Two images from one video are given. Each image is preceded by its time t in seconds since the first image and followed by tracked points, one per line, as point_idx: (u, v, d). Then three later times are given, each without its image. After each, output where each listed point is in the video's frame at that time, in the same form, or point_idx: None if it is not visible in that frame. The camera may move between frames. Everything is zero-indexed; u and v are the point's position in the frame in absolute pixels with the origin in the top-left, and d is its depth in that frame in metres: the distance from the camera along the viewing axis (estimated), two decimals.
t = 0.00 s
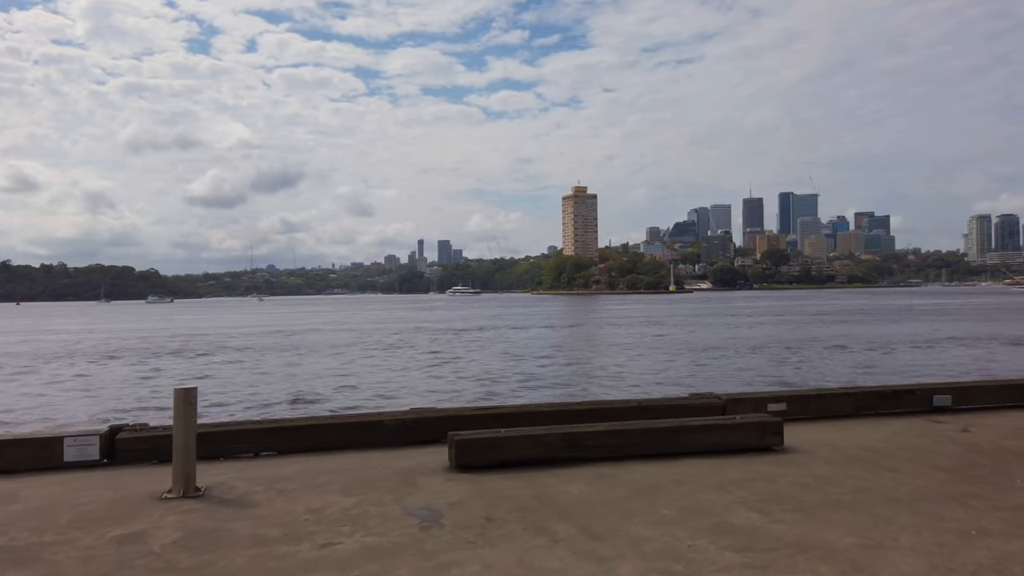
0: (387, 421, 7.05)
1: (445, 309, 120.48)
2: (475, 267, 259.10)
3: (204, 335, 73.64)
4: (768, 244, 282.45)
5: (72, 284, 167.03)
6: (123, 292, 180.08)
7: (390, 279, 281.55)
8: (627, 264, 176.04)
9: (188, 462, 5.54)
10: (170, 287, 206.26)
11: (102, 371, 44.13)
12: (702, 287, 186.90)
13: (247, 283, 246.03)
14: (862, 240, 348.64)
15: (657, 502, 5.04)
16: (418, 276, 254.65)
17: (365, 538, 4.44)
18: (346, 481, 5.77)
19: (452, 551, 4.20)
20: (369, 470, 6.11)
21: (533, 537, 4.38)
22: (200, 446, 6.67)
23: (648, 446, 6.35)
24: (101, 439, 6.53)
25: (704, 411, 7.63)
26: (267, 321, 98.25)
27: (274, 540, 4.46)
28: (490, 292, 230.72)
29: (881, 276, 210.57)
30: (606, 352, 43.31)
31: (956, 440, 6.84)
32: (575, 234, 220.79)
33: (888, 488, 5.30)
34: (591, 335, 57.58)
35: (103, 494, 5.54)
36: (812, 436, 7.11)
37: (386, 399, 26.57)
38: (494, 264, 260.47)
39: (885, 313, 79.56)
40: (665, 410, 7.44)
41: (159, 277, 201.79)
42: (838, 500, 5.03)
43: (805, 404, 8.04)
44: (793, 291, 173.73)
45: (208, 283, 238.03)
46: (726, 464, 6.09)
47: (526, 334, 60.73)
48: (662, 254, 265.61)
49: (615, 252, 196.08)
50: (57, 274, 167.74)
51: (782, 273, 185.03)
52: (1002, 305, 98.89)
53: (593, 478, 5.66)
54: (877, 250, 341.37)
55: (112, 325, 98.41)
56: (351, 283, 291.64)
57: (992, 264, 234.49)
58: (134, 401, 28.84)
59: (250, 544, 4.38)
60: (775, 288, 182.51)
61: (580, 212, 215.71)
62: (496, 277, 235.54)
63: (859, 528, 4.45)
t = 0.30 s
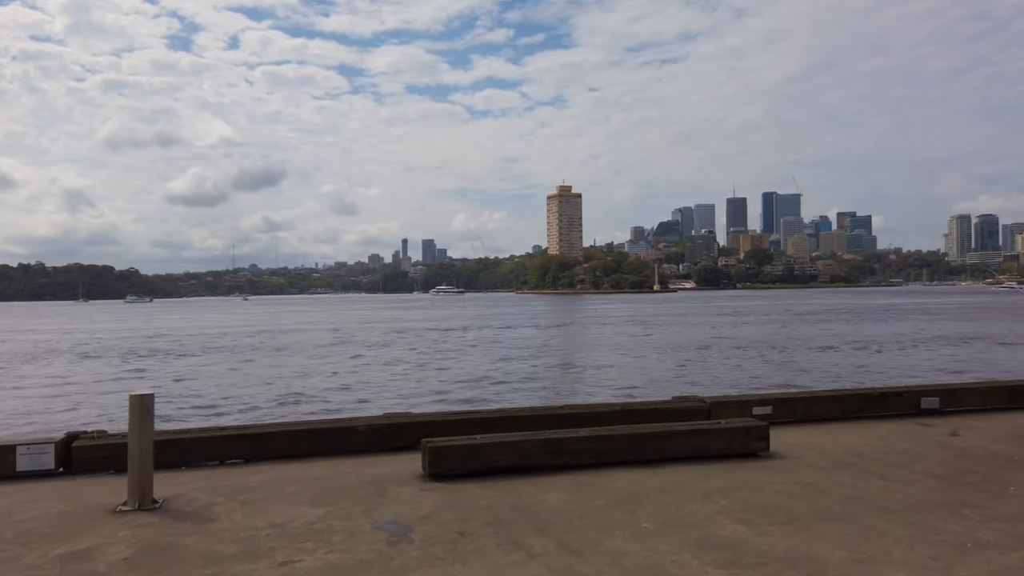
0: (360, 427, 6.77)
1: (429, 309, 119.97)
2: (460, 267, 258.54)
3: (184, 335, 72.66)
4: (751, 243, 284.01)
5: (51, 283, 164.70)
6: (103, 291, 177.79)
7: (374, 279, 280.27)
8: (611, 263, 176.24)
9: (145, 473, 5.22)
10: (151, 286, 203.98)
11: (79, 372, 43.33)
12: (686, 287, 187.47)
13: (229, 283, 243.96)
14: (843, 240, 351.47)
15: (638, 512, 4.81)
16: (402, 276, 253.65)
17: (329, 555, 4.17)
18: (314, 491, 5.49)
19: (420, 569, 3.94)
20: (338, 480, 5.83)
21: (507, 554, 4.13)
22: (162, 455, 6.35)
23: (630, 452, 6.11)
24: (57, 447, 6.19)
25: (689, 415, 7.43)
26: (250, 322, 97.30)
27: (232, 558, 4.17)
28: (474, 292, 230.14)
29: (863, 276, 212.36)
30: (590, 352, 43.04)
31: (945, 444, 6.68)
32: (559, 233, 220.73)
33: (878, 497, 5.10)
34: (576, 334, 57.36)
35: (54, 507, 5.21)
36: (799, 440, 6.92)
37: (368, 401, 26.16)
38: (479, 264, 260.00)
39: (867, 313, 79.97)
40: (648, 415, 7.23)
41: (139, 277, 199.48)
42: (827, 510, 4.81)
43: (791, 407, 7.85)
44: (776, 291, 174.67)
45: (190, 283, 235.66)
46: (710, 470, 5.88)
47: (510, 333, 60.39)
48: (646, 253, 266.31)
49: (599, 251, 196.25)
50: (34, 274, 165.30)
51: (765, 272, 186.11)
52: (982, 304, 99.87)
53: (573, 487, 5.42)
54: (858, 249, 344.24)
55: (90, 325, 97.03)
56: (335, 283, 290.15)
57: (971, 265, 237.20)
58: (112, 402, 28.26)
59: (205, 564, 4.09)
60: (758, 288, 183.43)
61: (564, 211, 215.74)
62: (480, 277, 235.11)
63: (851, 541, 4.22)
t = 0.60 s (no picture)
0: (337, 431, 6.50)
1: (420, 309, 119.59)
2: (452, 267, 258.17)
3: (172, 336, 72.04)
4: (742, 243, 284.78)
5: (39, 283, 163.41)
6: (91, 291, 176.56)
7: (365, 279, 279.60)
8: (603, 263, 176.27)
9: (104, 483, 4.95)
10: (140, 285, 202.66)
11: (64, 373, 42.81)
12: (677, 287, 187.72)
13: (220, 283, 242.82)
14: (833, 240, 352.70)
15: (625, 523, 4.56)
16: (394, 276, 253.07)
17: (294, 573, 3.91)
18: (285, 500, 5.23)
19: None
20: (311, 488, 5.56)
21: (483, 570, 3.88)
22: (127, 462, 6.06)
23: (618, 456, 5.88)
24: (16, 454, 5.89)
25: (678, 418, 7.22)
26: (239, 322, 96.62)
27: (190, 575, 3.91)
28: (466, 292, 229.81)
29: (852, 276, 213.35)
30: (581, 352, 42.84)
31: (941, 447, 6.48)
32: (550, 233, 220.68)
33: (878, 506, 4.87)
34: (567, 334, 57.17)
35: (8, 519, 4.95)
36: (792, 444, 6.70)
37: (357, 402, 25.84)
38: (471, 264, 259.77)
39: (858, 313, 80.06)
40: (635, 418, 7.00)
41: (129, 276, 198.11)
42: (823, 520, 4.58)
43: (783, 410, 7.65)
44: (767, 290, 175.18)
45: (180, 282, 234.41)
46: (700, 477, 5.65)
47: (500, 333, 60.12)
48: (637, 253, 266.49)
49: (590, 251, 196.37)
50: (22, 274, 163.95)
51: (755, 272, 186.69)
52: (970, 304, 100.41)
53: (558, 495, 5.17)
54: (848, 250, 345.90)
55: (78, 325, 96.25)
56: (326, 283, 289.36)
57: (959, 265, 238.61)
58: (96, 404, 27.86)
59: None
60: (748, 287, 183.95)
61: (556, 211, 215.79)
62: (472, 276, 234.84)
63: (849, 555, 3.99)
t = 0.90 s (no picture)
0: (319, 439, 6.23)
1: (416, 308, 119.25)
2: (448, 267, 257.79)
3: (166, 336, 71.59)
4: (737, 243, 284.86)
5: (33, 283, 162.61)
6: (85, 291, 175.79)
7: (361, 279, 279.02)
8: (599, 263, 176.14)
9: (68, 498, 4.67)
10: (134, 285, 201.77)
11: (56, 373, 42.40)
12: (673, 286, 187.67)
13: (214, 283, 242.07)
14: (828, 240, 353.28)
15: (621, 541, 4.28)
16: (389, 276, 252.64)
17: None
18: (259, 516, 4.94)
19: None
20: (290, 502, 5.28)
21: None
22: (99, 473, 5.78)
23: (612, 466, 5.61)
24: None
25: (675, 425, 6.98)
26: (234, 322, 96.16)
27: None
28: (462, 292, 229.51)
29: (847, 276, 213.66)
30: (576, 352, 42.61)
31: (949, 456, 6.23)
32: (546, 233, 220.49)
33: (886, 521, 4.61)
34: (562, 334, 56.93)
35: None
36: (793, 451, 6.44)
37: (351, 402, 25.54)
38: (466, 264, 259.46)
39: (853, 313, 79.96)
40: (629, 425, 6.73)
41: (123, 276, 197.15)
42: (829, 537, 4.32)
43: (783, 415, 7.38)
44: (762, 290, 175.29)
45: (176, 283, 233.60)
46: (697, 488, 5.39)
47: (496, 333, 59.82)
48: (633, 253, 266.40)
49: (586, 250, 196.31)
50: (16, 274, 163.12)
51: (750, 272, 186.87)
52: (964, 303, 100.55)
53: (549, 509, 4.90)
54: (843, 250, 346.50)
55: (70, 324, 95.71)
56: (321, 283, 288.78)
57: (954, 266, 239.30)
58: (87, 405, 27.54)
59: None
60: (744, 287, 184.05)
61: (552, 211, 215.64)
62: (468, 276, 234.52)
63: None
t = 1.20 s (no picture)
0: (308, 442, 5.94)
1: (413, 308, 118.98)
2: (445, 267, 257.45)
3: (163, 336, 71.13)
4: (735, 243, 284.93)
5: (31, 283, 162.12)
6: (82, 290, 175.25)
7: (358, 278, 278.67)
8: (597, 263, 175.97)
9: (37, 503, 4.38)
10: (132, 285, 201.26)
11: (50, 373, 41.97)
12: (671, 286, 187.54)
13: (212, 283, 241.50)
14: (825, 241, 353.67)
15: (626, 553, 3.99)
16: (387, 276, 252.35)
17: None
18: (241, 524, 4.65)
19: None
20: (276, 508, 4.98)
21: None
22: (76, 476, 5.49)
23: (616, 472, 5.33)
24: None
25: (680, 427, 6.72)
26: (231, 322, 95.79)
27: None
28: (460, 292, 229.23)
29: (845, 276, 213.76)
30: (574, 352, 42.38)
31: (967, 459, 5.97)
32: (544, 233, 220.22)
33: (907, 529, 4.34)
34: (560, 334, 56.73)
35: None
36: (804, 454, 6.17)
37: (350, 402, 25.23)
38: (464, 264, 259.22)
39: (851, 313, 79.81)
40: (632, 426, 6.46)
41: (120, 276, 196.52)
42: (850, 549, 4.03)
43: (791, 416, 7.10)
44: (759, 290, 175.33)
45: (173, 283, 233.04)
46: (705, 494, 5.11)
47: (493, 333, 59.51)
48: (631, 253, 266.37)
49: (584, 250, 196.14)
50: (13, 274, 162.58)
51: (748, 272, 186.92)
52: (962, 304, 100.60)
53: (551, 517, 4.60)
54: (840, 250, 346.89)
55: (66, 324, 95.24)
56: (319, 283, 288.56)
57: (951, 266, 239.63)
58: (79, 405, 27.16)
59: None
60: (741, 287, 184.07)
61: (550, 211, 215.52)
62: (466, 276, 234.27)
63: None
